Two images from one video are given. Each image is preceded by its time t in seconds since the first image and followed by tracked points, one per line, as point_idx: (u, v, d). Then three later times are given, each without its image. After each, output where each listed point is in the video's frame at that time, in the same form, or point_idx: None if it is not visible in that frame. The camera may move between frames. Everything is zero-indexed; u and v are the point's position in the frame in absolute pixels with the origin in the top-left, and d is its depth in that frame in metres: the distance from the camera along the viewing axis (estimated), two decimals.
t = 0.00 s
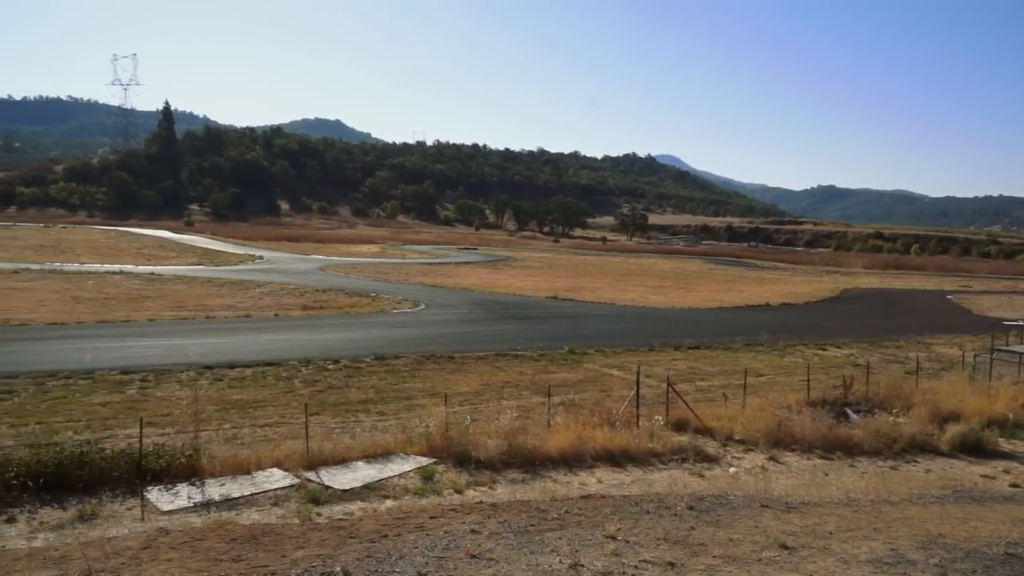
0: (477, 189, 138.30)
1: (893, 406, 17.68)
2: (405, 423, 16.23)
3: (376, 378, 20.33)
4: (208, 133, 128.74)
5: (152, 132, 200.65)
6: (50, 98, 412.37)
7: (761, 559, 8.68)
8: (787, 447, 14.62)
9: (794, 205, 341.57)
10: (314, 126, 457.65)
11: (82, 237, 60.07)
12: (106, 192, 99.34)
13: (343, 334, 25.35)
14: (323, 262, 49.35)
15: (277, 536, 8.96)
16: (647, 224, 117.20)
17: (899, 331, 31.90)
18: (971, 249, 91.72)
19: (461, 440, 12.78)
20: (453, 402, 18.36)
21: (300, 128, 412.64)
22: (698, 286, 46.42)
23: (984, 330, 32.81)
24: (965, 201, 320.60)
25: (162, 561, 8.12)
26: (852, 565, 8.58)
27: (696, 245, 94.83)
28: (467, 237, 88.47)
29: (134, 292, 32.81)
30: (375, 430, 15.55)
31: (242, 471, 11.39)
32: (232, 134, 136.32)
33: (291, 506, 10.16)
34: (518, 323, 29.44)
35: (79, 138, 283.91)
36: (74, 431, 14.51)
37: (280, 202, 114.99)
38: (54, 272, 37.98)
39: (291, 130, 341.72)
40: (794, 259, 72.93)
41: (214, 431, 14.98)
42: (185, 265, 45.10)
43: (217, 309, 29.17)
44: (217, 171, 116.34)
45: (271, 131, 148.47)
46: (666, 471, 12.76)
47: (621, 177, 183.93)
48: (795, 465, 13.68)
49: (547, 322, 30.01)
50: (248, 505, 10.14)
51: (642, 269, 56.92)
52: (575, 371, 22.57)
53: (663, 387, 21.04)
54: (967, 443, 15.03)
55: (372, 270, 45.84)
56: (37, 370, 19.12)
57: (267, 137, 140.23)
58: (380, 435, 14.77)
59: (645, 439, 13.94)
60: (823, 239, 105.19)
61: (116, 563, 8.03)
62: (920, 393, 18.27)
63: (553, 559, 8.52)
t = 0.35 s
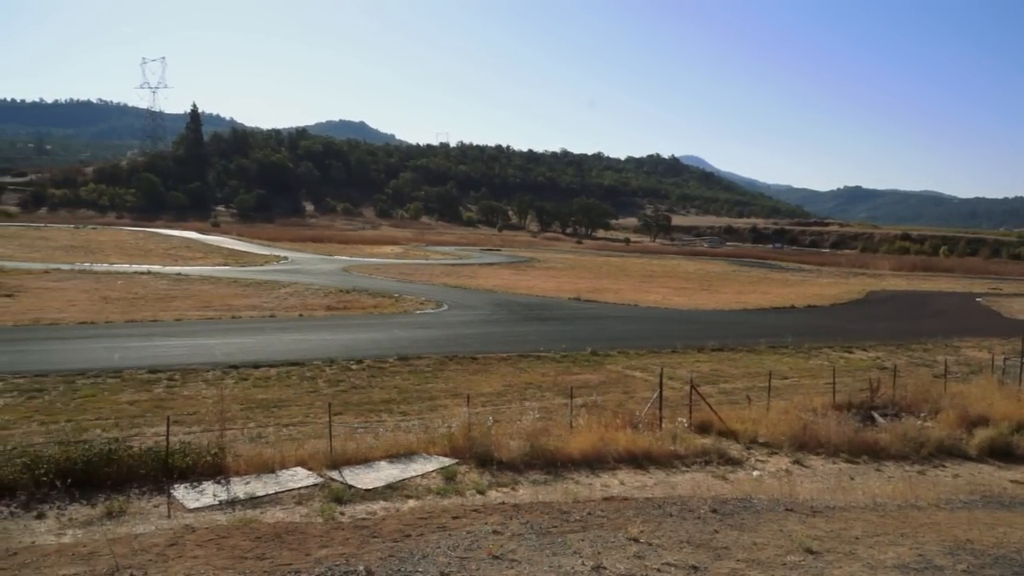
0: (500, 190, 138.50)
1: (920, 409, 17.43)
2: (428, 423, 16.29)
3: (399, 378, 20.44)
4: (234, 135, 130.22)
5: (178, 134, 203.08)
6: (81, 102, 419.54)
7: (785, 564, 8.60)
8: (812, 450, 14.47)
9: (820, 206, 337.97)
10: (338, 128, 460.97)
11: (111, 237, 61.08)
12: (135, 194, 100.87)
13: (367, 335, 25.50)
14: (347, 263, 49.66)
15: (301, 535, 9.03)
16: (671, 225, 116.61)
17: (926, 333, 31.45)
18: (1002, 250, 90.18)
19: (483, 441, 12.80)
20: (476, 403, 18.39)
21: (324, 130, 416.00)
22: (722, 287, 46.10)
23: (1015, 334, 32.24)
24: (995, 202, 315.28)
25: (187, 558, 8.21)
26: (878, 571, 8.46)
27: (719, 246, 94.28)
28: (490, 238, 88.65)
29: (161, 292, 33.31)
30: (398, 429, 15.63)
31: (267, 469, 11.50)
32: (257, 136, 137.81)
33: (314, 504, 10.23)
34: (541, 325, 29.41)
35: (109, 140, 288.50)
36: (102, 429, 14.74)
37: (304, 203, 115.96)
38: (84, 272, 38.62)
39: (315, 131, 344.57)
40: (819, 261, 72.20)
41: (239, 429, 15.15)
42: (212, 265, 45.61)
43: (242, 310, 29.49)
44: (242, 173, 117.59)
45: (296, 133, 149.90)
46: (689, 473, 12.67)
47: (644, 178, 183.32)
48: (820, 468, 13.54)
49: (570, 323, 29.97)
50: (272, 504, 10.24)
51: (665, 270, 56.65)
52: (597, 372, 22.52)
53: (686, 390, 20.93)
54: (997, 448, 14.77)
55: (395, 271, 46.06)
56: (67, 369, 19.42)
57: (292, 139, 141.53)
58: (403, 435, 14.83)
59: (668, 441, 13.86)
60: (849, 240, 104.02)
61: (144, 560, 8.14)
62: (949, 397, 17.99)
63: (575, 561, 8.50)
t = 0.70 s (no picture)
0: (515, 190, 138.46)
1: (940, 413, 17.23)
2: (443, 424, 16.30)
3: (414, 378, 20.48)
4: (251, 137, 131.00)
5: (195, 135, 204.36)
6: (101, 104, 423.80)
7: (802, 568, 8.52)
8: (829, 453, 14.34)
9: (838, 207, 335.32)
10: (353, 129, 462.73)
11: (130, 237, 61.64)
12: (153, 195, 101.70)
13: (383, 335, 25.55)
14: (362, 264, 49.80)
15: (317, 534, 9.05)
16: (686, 226, 116.08)
17: (946, 336, 31.10)
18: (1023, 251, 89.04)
19: (498, 442, 12.80)
20: (490, 404, 18.40)
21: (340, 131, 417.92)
22: (738, 289, 45.80)
23: None
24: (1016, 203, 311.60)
25: (205, 556, 8.26)
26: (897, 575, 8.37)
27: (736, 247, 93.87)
28: (505, 239, 88.64)
29: (179, 292, 33.60)
30: (413, 430, 15.66)
31: (283, 468, 11.56)
32: (274, 137, 138.56)
33: (329, 504, 10.26)
34: (556, 325, 29.36)
35: (128, 142, 291.15)
36: (121, 427, 14.88)
37: (320, 204, 116.43)
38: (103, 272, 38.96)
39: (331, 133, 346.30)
40: (837, 262, 71.57)
41: (256, 428, 15.24)
42: (229, 265, 45.88)
43: (259, 309, 29.67)
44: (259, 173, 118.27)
45: (312, 134, 150.56)
46: (705, 476, 12.60)
47: (660, 179, 182.67)
48: (837, 471, 13.43)
49: (586, 324, 29.90)
50: (288, 503, 10.28)
51: (681, 271, 56.39)
52: (612, 373, 22.44)
53: (701, 391, 20.83)
54: (1019, 453, 14.57)
55: (410, 271, 46.15)
56: (86, 367, 19.61)
57: (309, 140, 142.19)
58: (418, 435, 14.85)
59: (684, 443, 13.79)
60: (867, 242, 103.12)
61: (161, 557, 8.20)
62: (969, 400, 17.78)
63: (590, 562, 8.47)
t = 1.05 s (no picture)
0: (538, 192, 138.41)
1: (969, 417, 16.96)
2: (466, 424, 16.35)
3: (437, 378, 20.55)
4: (277, 139, 132.17)
5: (223, 137, 206.51)
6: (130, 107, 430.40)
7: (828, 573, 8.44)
8: (855, 457, 14.16)
9: (865, 208, 331.29)
10: (377, 130, 465.39)
11: (158, 238, 62.44)
12: (181, 196, 103.00)
13: (406, 335, 25.67)
14: (386, 264, 50.04)
15: (340, 532, 9.12)
16: (711, 227, 115.25)
17: (975, 339, 30.60)
18: None
19: (521, 443, 12.81)
20: (513, 404, 18.40)
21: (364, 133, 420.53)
22: (763, 290, 45.44)
23: None
24: None
25: (230, 552, 8.35)
26: None
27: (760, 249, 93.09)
28: (528, 240, 88.55)
29: (205, 291, 34.02)
30: (436, 429, 15.73)
31: (307, 467, 11.66)
32: (300, 139, 139.68)
33: (353, 502, 10.32)
34: (579, 326, 29.30)
35: (156, 145, 295.41)
36: (150, 424, 15.10)
37: (345, 205, 117.18)
38: (132, 272, 39.52)
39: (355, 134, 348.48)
40: (864, 264, 70.74)
41: (281, 427, 15.40)
42: (255, 266, 46.31)
43: (284, 309, 29.94)
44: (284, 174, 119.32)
45: (337, 135, 151.39)
46: (728, 479, 12.50)
47: (684, 180, 181.73)
48: (864, 476, 13.26)
49: (609, 326, 29.79)
50: (312, 500, 10.36)
51: (705, 273, 56.04)
52: (635, 375, 22.35)
53: (725, 394, 20.68)
54: None
55: (433, 272, 46.33)
56: (116, 365, 19.92)
57: (334, 141, 143.14)
58: (441, 435, 14.90)
59: (708, 446, 13.70)
60: (895, 244, 101.78)
61: (188, 553, 8.30)
62: (999, 404, 17.48)
63: (613, 564, 8.45)
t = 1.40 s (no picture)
0: (565, 192, 138.18)
1: (1005, 424, 16.59)
2: (491, 424, 16.36)
3: (462, 378, 20.60)
4: (306, 140, 133.42)
5: (253, 138, 208.63)
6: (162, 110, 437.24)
7: None
8: (886, 463, 13.94)
9: (896, 208, 326.34)
10: (404, 132, 467.70)
11: (189, 238, 63.32)
12: (211, 197, 104.37)
13: (431, 335, 25.76)
14: (413, 264, 50.24)
15: (367, 530, 9.17)
16: (739, 228, 114.19)
17: (1011, 343, 29.96)
18: None
19: (546, 444, 12.78)
20: (539, 406, 18.37)
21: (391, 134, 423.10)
22: (792, 292, 44.90)
23: None
24: None
25: (259, 548, 8.44)
26: None
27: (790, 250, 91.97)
28: (555, 241, 88.38)
29: (235, 291, 34.43)
30: (462, 429, 15.77)
31: (334, 465, 11.74)
32: (328, 140, 140.90)
33: (379, 501, 10.38)
34: (605, 328, 29.20)
35: (187, 146, 299.79)
36: (180, 420, 15.32)
37: (372, 205, 117.94)
38: (164, 271, 40.12)
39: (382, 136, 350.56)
40: (895, 266, 69.62)
41: (308, 425, 15.54)
42: (283, 265, 46.77)
43: (311, 309, 30.21)
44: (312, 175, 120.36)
45: (365, 136, 152.48)
46: (756, 483, 12.37)
47: (712, 180, 180.34)
48: (895, 483, 13.04)
49: (635, 327, 29.65)
50: (338, 498, 10.44)
51: (733, 274, 55.55)
52: (662, 377, 22.21)
53: (753, 397, 20.47)
54: None
55: (460, 272, 46.43)
56: (147, 362, 20.22)
57: (361, 142, 144.17)
58: (466, 435, 14.94)
59: (735, 449, 13.58)
60: (928, 245, 100.07)
61: (218, 547, 8.41)
62: None
63: (638, 567, 8.40)
